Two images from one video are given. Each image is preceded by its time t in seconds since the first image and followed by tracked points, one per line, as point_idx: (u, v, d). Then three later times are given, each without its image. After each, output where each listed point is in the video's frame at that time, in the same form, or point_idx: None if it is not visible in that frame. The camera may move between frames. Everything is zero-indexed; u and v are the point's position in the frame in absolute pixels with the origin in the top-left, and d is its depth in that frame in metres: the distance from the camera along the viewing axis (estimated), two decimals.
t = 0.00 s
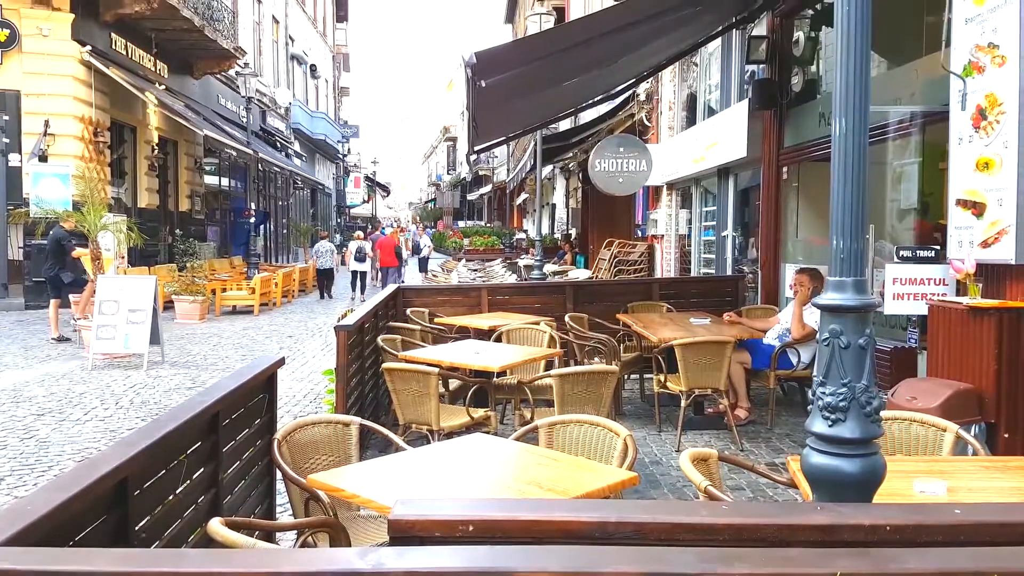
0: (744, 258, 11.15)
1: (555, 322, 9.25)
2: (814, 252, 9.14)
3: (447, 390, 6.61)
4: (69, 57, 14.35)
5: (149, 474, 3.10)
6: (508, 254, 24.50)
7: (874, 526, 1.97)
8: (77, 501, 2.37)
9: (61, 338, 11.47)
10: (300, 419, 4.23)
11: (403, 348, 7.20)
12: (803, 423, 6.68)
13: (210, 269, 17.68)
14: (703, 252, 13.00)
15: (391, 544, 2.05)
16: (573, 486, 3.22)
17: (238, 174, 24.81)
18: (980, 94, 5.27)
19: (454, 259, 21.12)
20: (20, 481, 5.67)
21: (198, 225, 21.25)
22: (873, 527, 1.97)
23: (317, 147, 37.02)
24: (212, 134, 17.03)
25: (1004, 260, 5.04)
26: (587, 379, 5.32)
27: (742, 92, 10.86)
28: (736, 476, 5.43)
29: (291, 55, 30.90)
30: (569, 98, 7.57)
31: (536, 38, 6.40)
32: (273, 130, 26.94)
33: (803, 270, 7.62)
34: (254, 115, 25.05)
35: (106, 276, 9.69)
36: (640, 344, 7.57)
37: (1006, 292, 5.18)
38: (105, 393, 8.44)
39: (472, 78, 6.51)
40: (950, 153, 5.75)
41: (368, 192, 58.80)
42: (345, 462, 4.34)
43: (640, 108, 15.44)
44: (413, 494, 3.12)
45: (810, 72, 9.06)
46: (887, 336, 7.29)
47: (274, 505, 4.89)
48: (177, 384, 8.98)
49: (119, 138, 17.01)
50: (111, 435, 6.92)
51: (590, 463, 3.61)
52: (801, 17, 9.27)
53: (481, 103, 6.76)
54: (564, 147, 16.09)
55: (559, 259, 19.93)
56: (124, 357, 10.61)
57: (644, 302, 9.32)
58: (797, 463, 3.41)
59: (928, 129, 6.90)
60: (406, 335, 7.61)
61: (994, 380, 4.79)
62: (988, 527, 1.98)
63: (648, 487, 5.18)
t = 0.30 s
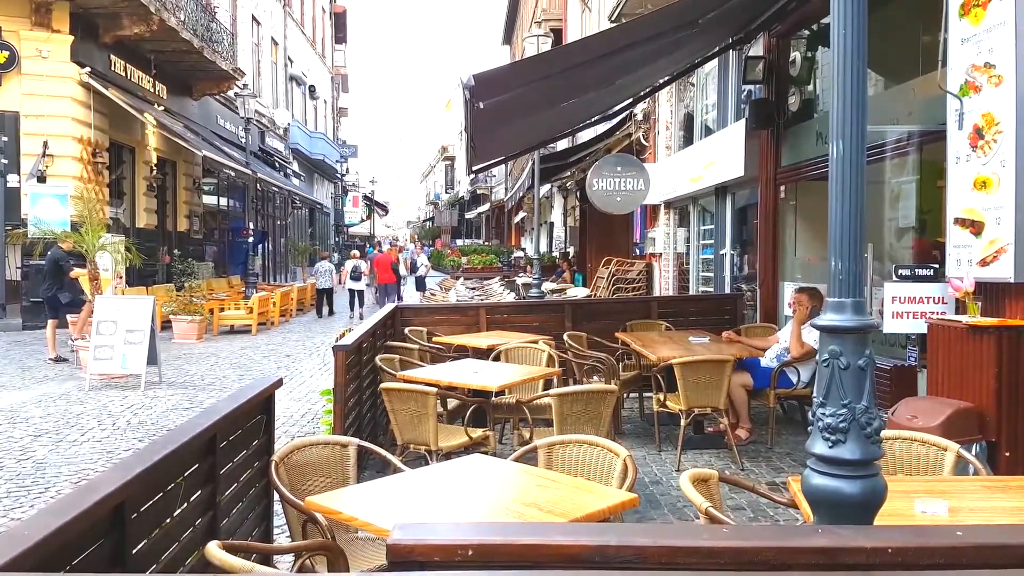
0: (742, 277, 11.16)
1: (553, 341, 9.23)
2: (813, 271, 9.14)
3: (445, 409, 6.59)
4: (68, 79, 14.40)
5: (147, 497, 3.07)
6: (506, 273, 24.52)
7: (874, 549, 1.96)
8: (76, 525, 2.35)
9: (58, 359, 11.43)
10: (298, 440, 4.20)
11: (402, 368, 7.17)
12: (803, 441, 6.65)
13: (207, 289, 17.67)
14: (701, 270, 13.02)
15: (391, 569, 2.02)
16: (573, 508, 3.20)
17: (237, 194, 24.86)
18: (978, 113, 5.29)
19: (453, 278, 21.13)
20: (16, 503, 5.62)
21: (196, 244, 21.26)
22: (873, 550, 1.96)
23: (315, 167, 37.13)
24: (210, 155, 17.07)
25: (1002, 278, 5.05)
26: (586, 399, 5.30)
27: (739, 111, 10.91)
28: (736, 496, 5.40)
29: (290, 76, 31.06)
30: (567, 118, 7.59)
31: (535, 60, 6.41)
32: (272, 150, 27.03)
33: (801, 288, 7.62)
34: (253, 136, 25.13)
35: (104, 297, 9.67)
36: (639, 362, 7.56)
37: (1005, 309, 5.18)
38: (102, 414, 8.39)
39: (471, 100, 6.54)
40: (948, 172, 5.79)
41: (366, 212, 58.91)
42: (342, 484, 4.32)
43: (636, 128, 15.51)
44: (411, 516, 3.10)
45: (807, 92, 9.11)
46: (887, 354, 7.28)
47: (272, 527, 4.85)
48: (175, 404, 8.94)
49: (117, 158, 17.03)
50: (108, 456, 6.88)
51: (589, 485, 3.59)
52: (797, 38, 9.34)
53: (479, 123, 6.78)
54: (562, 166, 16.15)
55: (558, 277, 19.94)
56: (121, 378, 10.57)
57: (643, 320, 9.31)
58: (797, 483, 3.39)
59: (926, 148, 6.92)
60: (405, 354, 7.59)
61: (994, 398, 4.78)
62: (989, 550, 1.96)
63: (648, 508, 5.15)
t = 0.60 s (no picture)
0: (742, 294, 11.16)
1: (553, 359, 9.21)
2: (812, 288, 9.15)
3: (444, 428, 6.56)
4: (69, 99, 14.47)
5: (145, 518, 3.06)
6: (505, 290, 24.53)
7: (877, 571, 1.94)
8: (74, 547, 2.33)
9: (57, 378, 11.40)
10: (297, 460, 4.18)
11: (401, 387, 7.15)
12: (804, 459, 6.63)
13: (207, 308, 17.66)
14: (700, 288, 13.02)
15: None
16: (573, 528, 3.18)
17: (236, 213, 24.91)
18: (977, 131, 5.31)
19: (452, 296, 21.15)
20: (13, 524, 5.58)
21: (195, 263, 21.27)
22: (876, 571, 1.94)
23: (314, 185, 37.22)
24: (210, 174, 17.11)
25: (1002, 296, 5.05)
26: (586, 418, 5.28)
27: (736, 130, 10.96)
28: (738, 515, 5.37)
29: (290, 96, 31.21)
30: (566, 137, 7.62)
31: (534, 81, 6.45)
32: (271, 169, 27.11)
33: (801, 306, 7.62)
34: (252, 155, 25.22)
35: (103, 316, 9.67)
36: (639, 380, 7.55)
37: (1006, 327, 5.18)
38: (101, 433, 8.36)
39: (470, 120, 6.57)
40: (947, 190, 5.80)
41: (365, 230, 59.01)
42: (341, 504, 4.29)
43: (634, 147, 15.59)
44: (410, 538, 3.08)
45: (805, 111, 9.15)
46: (887, 372, 7.27)
47: (270, 548, 4.81)
48: (173, 423, 8.90)
49: (117, 178, 17.06)
50: (107, 475, 6.84)
51: (590, 505, 3.57)
52: (795, 57, 9.40)
53: (478, 142, 6.81)
54: (560, 184, 16.20)
55: (557, 294, 19.96)
56: (120, 397, 10.54)
57: (642, 338, 9.30)
58: (798, 503, 3.36)
59: (924, 166, 6.95)
60: (404, 373, 7.57)
61: (996, 416, 4.76)
62: (993, 571, 1.95)
63: (649, 527, 5.12)
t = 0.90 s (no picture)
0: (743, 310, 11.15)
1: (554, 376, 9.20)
2: (813, 303, 9.14)
3: (446, 446, 6.55)
4: (71, 117, 14.55)
5: (148, 537, 3.04)
6: (506, 306, 24.53)
7: None
8: (77, 566, 2.32)
9: (59, 395, 11.38)
10: (298, 478, 4.17)
11: (403, 404, 7.14)
12: (808, 477, 6.59)
13: (208, 325, 17.67)
14: (702, 303, 13.01)
15: None
16: (576, 547, 3.16)
17: (238, 230, 24.95)
18: (977, 149, 5.33)
19: (454, 312, 21.14)
20: (15, 541, 5.56)
21: (197, 280, 21.30)
22: None
23: (316, 202, 37.29)
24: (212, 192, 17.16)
25: (1004, 313, 5.05)
26: (588, 435, 5.27)
27: (737, 146, 10.99)
28: (743, 533, 5.34)
29: (292, 114, 31.36)
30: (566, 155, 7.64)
31: (535, 99, 6.48)
32: (273, 186, 27.19)
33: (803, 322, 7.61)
34: (254, 172, 25.31)
35: (106, 333, 9.67)
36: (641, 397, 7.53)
37: (1009, 344, 5.17)
38: (103, 451, 8.34)
39: (471, 138, 6.60)
40: (949, 208, 5.82)
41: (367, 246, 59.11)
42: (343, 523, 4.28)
43: (635, 163, 15.63)
44: (413, 557, 3.06)
45: (806, 127, 9.17)
46: (890, 388, 7.26)
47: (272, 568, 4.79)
48: (175, 440, 8.88)
49: (119, 196, 17.10)
50: (109, 492, 6.82)
51: (593, 524, 3.55)
52: (795, 74, 9.44)
53: (479, 160, 6.84)
54: (561, 201, 16.24)
55: (558, 309, 19.95)
56: (121, 414, 10.51)
57: (644, 354, 9.29)
58: (802, 522, 3.34)
59: (925, 183, 6.96)
60: (405, 390, 7.55)
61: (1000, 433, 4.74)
62: None
63: (652, 546, 5.09)
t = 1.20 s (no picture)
0: (749, 325, 11.14)
1: (560, 390, 9.20)
2: (819, 318, 9.14)
3: (452, 461, 6.54)
4: (80, 133, 14.64)
5: (155, 552, 3.05)
6: (512, 320, 24.55)
7: None
8: None
9: (67, 409, 11.42)
10: (304, 493, 4.17)
11: (409, 419, 7.14)
12: (815, 492, 6.57)
13: (215, 339, 17.71)
14: (708, 318, 13.00)
15: None
16: (581, 564, 3.15)
17: (245, 245, 25.05)
18: (982, 164, 5.34)
19: (460, 326, 21.15)
20: (23, 556, 5.57)
21: (204, 294, 21.37)
22: None
23: (322, 217, 37.43)
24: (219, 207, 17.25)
25: (1010, 328, 5.04)
26: (594, 450, 5.27)
27: (742, 160, 11.01)
28: (749, 549, 5.32)
29: (299, 129, 31.52)
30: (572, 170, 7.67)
31: (539, 114, 6.52)
32: (279, 201, 27.31)
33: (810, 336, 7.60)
34: (261, 187, 25.43)
35: (114, 347, 9.70)
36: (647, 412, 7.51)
37: (1016, 359, 5.16)
38: (110, 465, 8.35)
39: (477, 152, 6.65)
40: (955, 223, 5.82)
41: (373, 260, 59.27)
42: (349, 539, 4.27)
43: (640, 178, 15.67)
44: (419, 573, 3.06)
45: (810, 142, 9.19)
46: (896, 403, 7.24)
47: None
48: (182, 455, 8.89)
49: (127, 211, 17.20)
50: (116, 507, 6.83)
51: (599, 539, 3.54)
52: (799, 89, 9.47)
53: (484, 175, 6.88)
54: (566, 215, 16.28)
55: (564, 324, 19.96)
56: (128, 428, 10.53)
57: (650, 369, 9.28)
58: (810, 538, 3.33)
59: (930, 197, 6.96)
60: (411, 405, 7.56)
61: (1007, 449, 4.72)
62: None
63: (659, 562, 5.08)
